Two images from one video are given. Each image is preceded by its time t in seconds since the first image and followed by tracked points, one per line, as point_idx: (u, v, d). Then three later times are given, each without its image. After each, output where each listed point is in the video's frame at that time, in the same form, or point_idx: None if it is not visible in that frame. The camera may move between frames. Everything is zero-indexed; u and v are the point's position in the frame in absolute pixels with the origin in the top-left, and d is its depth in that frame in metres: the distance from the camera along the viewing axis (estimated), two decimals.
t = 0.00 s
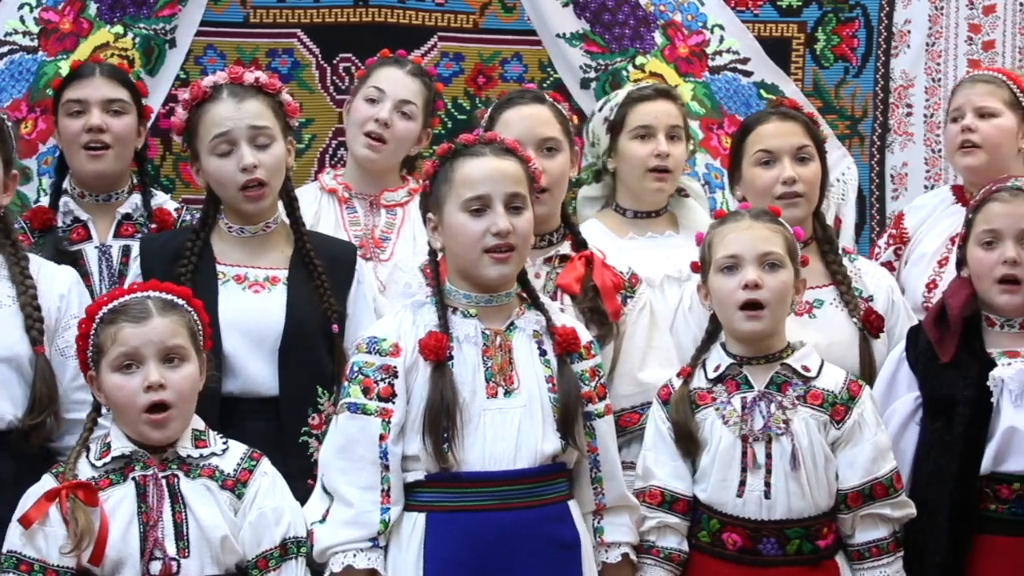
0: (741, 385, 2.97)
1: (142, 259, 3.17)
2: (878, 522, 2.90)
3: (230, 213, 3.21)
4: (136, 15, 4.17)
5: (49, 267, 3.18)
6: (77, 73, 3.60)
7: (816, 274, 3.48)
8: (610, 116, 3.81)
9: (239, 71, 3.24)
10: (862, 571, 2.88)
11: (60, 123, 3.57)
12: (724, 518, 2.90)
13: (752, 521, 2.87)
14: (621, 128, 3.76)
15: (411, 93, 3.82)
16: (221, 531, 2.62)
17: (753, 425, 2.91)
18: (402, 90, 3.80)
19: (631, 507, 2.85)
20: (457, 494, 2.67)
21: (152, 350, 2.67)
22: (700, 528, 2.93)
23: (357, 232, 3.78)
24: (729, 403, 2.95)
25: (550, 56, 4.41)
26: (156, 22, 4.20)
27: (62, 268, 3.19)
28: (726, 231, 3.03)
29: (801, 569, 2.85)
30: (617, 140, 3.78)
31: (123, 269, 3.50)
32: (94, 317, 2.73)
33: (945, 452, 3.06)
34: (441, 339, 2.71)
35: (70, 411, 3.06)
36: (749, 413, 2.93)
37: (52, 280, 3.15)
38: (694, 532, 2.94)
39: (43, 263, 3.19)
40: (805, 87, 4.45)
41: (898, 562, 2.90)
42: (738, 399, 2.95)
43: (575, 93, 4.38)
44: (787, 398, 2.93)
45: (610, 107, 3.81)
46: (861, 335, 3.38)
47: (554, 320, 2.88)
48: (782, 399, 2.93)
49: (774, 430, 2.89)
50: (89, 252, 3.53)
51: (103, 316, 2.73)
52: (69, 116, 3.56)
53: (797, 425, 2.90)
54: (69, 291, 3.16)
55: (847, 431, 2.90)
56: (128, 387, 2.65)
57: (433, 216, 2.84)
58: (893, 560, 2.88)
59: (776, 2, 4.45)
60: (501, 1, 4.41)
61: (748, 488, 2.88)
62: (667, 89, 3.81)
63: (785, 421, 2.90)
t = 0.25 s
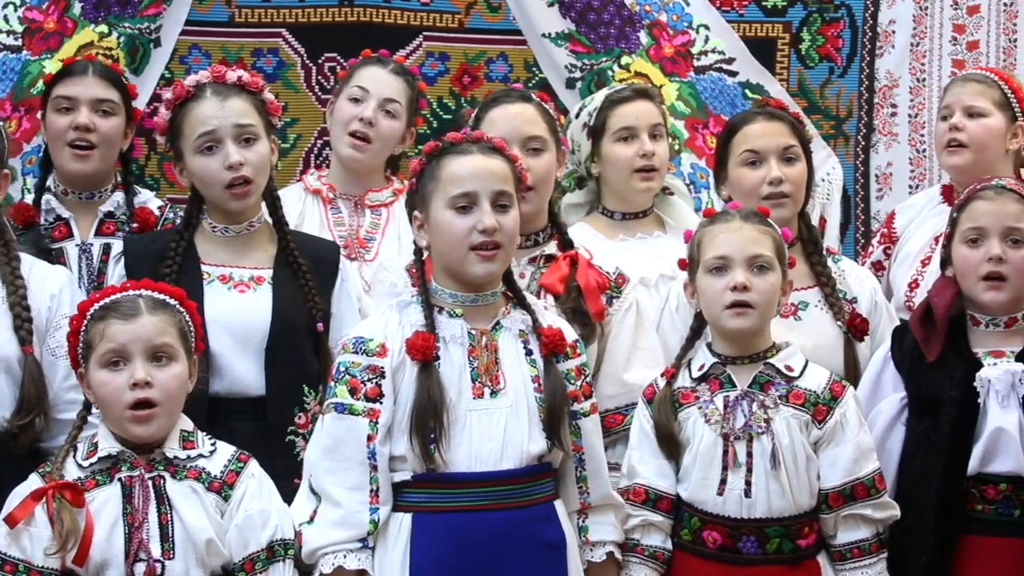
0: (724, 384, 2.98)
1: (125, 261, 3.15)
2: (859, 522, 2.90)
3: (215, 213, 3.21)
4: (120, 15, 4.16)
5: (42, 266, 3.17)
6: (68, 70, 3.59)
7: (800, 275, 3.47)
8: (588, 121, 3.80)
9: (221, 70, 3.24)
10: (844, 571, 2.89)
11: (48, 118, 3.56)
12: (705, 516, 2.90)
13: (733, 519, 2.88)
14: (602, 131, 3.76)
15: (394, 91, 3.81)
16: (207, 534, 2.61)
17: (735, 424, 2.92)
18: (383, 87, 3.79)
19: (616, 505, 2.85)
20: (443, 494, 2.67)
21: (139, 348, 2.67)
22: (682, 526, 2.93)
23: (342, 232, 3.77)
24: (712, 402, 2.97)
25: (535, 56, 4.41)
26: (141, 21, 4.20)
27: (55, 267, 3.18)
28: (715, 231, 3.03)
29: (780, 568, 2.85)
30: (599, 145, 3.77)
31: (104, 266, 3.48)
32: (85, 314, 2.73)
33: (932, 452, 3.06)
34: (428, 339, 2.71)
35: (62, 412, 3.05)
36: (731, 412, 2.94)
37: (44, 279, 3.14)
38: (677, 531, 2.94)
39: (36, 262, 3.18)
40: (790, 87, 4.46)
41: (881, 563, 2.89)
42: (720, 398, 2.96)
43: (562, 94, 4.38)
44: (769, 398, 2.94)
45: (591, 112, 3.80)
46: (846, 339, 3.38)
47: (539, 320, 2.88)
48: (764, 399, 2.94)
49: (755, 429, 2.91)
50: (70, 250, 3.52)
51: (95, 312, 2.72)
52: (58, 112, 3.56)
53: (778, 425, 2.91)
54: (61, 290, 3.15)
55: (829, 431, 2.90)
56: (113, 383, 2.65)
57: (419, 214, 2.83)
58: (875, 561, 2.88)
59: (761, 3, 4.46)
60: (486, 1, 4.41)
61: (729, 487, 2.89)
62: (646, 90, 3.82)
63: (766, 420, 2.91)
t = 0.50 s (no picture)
0: (713, 381, 2.97)
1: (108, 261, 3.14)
2: (843, 521, 2.91)
3: (199, 213, 3.21)
4: (104, 15, 4.16)
5: (26, 268, 3.18)
6: (56, 67, 3.59)
7: (782, 274, 3.47)
8: (583, 114, 3.80)
9: (211, 70, 3.24)
10: (825, 569, 2.89)
11: (33, 114, 3.56)
12: (695, 516, 2.88)
13: (724, 519, 2.86)
14: (593, 125, 3.76)
15: (373, 87, 3.82)
16: (192, 535, 2.61)
17: (725, 423, 2.91)
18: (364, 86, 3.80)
19: (602, 507, 2.84)
20: (423, 492, 2.67)
21: (126, 344, 2.67)
22: (670, 527, 2.91)
23: (325, 233, 3.77)
24: (701, 400, 2.95)
25: (518, 56, 4.41)
26: (124, 21, 4.19)
27: (40, 269, 3.19)
28: (702, 230, 3.03)
29: (769, 567, 2.84)
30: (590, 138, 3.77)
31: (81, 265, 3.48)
32: (72, 311, 2.73)
33: (915, 456, 3.06)
34: (408, 339, 2.72)
35: (43, 415, 3.04)
36: (721, 410, 2.92)
37: (28, 282, 3.15)
38: (663, 531, 2.91)
39: (20, 263, 3.19)
40: (773, 87, 4.45)
41: (863, 562, 2.91)
42: (709, 396, 2.95)
43: (545, 93, 4.38)
44: (759, 396, 2.94)
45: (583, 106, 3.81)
46: (825, 341, 3.38)
47: (523, 320, 2.87)
48: (754, 397, 2.93)
49: (746, 428, 2.90)
50: (47, 249, 3.51)
51: (81, 309, 2.72)
52: (44, 108, 3.55)
53: (768, 423, 2.91)
54: (45, 292, 3.15)
55: (816, 431, 2.92)
56: (99, 380, 2.65)
57: (406, 213, 2.84)
58: (857, 560, 2.89)
59: (744, 3, 4.47)
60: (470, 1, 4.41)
61: (720, 486, 2.88)
62: (638, 86, 3.82)
63: (758, 419, 2.91)
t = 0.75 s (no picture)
0: (702, 380, 2.97)
1: (89, 258, 3.13)
2: (824, 516, 2.96)
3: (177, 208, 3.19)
4: (83, 13, 4.15)
5: None
6: (30, 65, 3.57)
7: (768, 274, 3.49)
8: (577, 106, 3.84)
9: (218, 70, 3.24)
10: (807, 566, 2.93)
11: (9, 114, 3.54)
12: (691, 516, 2.87)
13: (721, 518, 2.86)
14: (581, 116, 3.79)
15: (332, 75, 3.83)
16: (176, 533, 2.63)
17: (720, 421, 2.91)
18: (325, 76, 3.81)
19: (586, 510, 2.79)
20: (398, 491, 2.67)
21: (111, 346, 2.66)
22: (663, 528, 2.88)
23: (309, 229, 3.77)
24: (693, 399, 2.94)
25: (499, 56, 4.44)
26: (104, 20, 4.19)
27: (12, 265, 3.15)
28: (689, 231, 3.03)
29: (764, 565, 2.86)
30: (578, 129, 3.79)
31: (67, 263, 3.47)
32: (48, 313, 2.71)
33: (905, 451, 3.05)
34: (383, 343, 2.69)
35: (20, 410, 3.04)
36: (714, 408, 2.92)
37: (3, 278, 3.12)
38: (655, 533, 2.88)
39: None
40: (754, 87, 4.47)
41: (842, 557, 2.96)
42: (701, 394, 2.95)
43: (525, 94, 4.38)
44: (749, 394, 2.95)
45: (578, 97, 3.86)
46: (808, 343, 3.38)
47: (507, 319, 2.85)
48: (746, 395, 2.95)
49: (742, 426, 2.90)
50: (30, 245, 3.49)
51: (58, 311, 2.71)
52: (20, 108, 3.54)
53: (762, 421, 2.93)
54: (21, 289, 3.13)
55: (802, 428, 2.97)
56: (83, 382, 2.63)
57: (389, 213, 2.84)
58: (838, 555, 2.94)
59: (725, 3, 4.47)
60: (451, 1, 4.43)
61: (716, 484, 2.87)
62: (630, 82, 3.84)
63: (752, 417, 2.92)
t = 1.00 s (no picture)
0: (691, 380, 2.98)
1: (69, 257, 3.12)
2: (802, 516, 2.97)
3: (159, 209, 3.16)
4: (62, 13, 4.21)
5: None
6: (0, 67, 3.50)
7: (758, 276, 3.50)
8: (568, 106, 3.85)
9: (213, 74, 3.19)
10: (789, 566, 2.93)
11: None
12: (687, 516, 2.86)
13: (716, 516, 2.86)
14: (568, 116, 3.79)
15: (285, 73, 3.85)
16: (157, 532, 2.61)
17: (713, 419, 2.92)
18: (276, 77, 3.83)
19: (567, 511, 2.75)
20: (371, 490, 2.66)
21: (90, 351, 2.65)
22: (657, 528, 2.87)
23: (278, 233, 3.75)
24: (685, 398, 2.95)
25: (480, 56, 4.42)
26: (83, 20, 4.23)
27: None
28: (675, 234, 3.03)
29: (755, 564, 2.86)
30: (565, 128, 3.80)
31: (57, 262, 3.46)
32: (26, 316, 2.69)
33: (895, 454, 3.04)
34: (361, 343, 2.69)
35: None
36: (705, 408, 2.93)
37: None
38: (649, 533, 2.87)
39: None
40: (734, 88, 4.48)
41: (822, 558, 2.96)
42: (692, 394, 2.96)
43: (506, 94, 4.39)
44: (736, 394, 2.97)
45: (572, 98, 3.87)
46: (793, 346, 3.38)
47: (487, 318, 2.83)
48: (733, 395, 2.96)
49: (734, 425, 2.92)
50: (20, 244, 3.47)
51: (36, 314, 2.69)
52: None
53: (751, 420, 2.95)
54: None
55: (786, 429, 2.99)
56: (64, 386, 2.62)
57: (372, 214, 2.82)
58: (819, 555, 2.94)
59: (705, 4, 4.49)
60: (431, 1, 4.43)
61: (710, 483, 2.87)
62: (619, 88, 3.80)
63: (742, 417, 2.94)
